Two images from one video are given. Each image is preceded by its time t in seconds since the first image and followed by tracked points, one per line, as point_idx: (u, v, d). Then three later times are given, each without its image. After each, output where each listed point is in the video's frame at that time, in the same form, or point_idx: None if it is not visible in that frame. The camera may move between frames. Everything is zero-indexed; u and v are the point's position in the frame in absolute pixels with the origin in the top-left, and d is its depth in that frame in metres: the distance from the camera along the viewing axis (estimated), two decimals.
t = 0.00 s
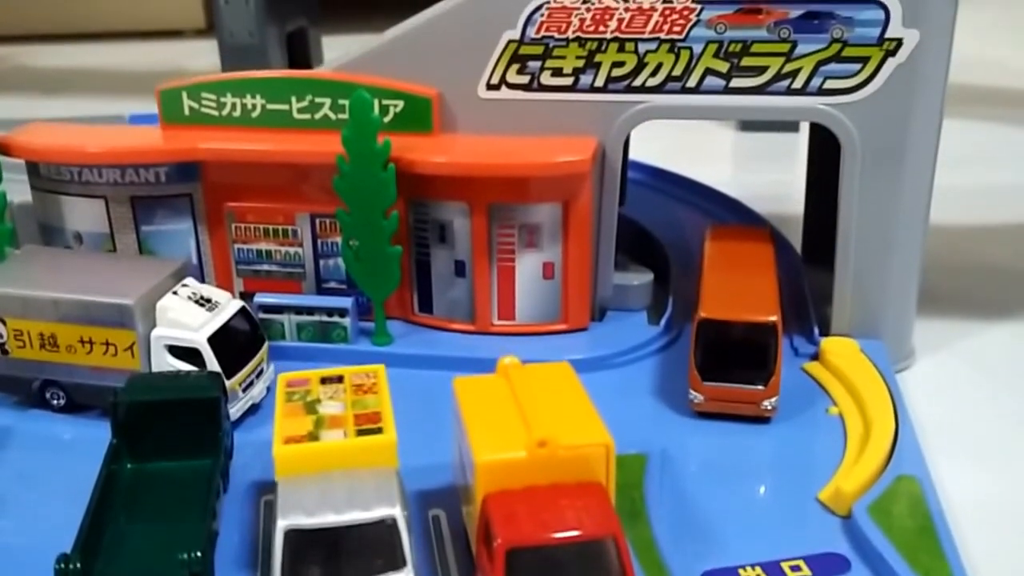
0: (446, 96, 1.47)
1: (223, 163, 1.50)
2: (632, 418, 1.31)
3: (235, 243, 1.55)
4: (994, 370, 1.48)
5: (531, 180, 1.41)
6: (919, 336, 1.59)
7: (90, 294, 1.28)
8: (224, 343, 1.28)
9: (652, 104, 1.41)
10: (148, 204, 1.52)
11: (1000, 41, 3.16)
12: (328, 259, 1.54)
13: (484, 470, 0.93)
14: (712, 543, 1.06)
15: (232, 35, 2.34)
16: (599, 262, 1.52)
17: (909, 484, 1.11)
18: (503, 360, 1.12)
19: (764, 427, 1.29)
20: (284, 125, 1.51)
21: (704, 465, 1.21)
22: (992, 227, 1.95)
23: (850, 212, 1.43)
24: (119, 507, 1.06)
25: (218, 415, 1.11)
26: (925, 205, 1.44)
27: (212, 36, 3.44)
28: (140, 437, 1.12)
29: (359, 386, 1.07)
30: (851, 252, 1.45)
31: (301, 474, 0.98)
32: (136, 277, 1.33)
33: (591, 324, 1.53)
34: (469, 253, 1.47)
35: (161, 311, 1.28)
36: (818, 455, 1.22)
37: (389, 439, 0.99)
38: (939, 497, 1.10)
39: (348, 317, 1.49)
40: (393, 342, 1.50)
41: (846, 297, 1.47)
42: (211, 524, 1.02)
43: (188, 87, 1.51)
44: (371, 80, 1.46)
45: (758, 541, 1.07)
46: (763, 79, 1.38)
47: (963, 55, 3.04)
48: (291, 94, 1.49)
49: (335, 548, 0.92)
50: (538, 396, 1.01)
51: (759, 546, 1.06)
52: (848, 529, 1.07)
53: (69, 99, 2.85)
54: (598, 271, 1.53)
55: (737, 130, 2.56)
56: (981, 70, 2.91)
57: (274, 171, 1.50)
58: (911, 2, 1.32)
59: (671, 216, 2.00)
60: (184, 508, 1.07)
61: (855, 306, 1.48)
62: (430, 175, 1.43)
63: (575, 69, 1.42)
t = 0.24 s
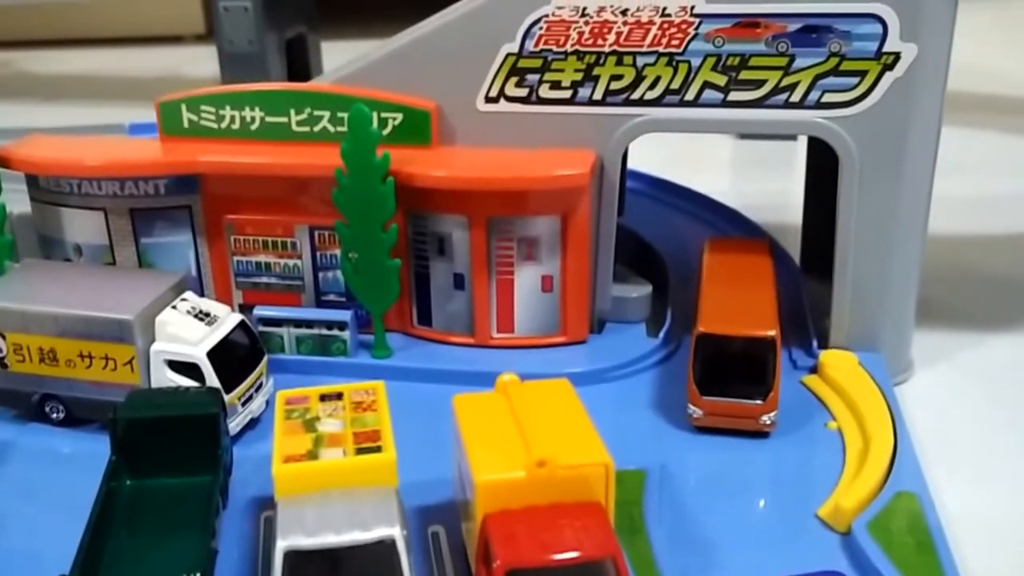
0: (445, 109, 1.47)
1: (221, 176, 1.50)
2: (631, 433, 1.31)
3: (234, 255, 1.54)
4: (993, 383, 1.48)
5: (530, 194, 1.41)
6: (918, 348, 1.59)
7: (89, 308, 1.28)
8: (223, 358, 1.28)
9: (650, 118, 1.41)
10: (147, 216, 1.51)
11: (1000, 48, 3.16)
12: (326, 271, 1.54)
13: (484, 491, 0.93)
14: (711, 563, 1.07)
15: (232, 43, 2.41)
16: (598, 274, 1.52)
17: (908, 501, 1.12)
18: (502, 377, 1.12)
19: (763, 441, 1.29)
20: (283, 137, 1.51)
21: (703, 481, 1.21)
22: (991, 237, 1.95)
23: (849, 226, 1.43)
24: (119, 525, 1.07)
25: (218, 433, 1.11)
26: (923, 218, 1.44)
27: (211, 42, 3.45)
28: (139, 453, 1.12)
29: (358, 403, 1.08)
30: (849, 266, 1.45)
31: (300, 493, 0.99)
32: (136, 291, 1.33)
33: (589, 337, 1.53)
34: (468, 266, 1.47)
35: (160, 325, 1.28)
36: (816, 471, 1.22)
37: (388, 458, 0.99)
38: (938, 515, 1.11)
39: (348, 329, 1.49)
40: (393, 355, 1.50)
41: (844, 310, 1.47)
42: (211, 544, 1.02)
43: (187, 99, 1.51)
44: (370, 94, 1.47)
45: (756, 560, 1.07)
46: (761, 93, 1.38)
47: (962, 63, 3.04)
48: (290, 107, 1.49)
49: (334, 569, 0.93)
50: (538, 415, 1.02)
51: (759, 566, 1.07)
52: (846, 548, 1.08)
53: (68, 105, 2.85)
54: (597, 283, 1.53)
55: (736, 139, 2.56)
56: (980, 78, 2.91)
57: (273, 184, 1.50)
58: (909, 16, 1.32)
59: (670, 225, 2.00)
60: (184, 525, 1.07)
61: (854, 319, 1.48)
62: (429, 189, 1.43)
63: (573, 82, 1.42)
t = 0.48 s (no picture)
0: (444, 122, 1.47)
1: (220, 189, 1.50)
2: (630, 447, 1.32)
3: (233, 267, 1.54)
4: (993, 395, 1.48)
5: (529, 207, 1.41)
6: (917, 359, 1.59)
7: (88, 324, 1.28)
8: (222, 372, 1.28)
9: (648, 131, 1.41)
10: (145, 228, 1.51)
11: (999, 53, 3.16)
12: (325, 284, 1.53)
13: (484, 513, 0.94)
14: None
15: (230, 49, 2.41)
16: (596, 286, 1.52)
17: (908, 517, 1.14)
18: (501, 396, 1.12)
19: (762, 455, 1.29)
20: (282, 150, 1.51)
21: (702, 497, 1.21)
22: (991, 245, 1.95)
23: (847, 238, 1.43)
24: (119, 543, 1.07)
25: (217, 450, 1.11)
26: (922, 230, 1.44)
27: (209, 46, 3.44)
28: (139, 471, 1.12)
29: (358, 422, 1.08)
30: (847, 278, 1.45)
31: (298, 515, 0.99)
32: (136, 305, 1.34)
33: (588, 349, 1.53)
34: (466, 278, 1.47)
35: (159, 340, 1.28)
36: (814, 487, 1.23)
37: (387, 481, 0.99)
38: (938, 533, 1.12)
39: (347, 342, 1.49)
40: (392, 367, 1.50)
41: (842, 322, 1.47)
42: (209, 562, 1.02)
43: (186, 112, 1.51)
44: (368, 107, 1.47)
45: None
46: (760, 106, 1.38)
47: (960, 69, 3.04)
48: (289, 120, 1.49)
49: None
50: (539, 437, 1.02)
51: None
52: (847, 566, 1.10)
53: (67, 110, 2.85)
54: (595, 295, 1.53)
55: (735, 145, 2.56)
56: (979, 85, 2.91)
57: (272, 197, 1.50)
58: (908, 30, 1.32)
59: (669, 234, 2.00)
60: (184, 543, 1.07)
61: (852, 331, 1.48)
62: (428, 202, 1.43)
63: (572, 95, 1.42)
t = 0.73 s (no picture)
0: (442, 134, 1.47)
1: (218, 202, 1.50)
2: (629, 460, 1.32)
3: (231, 279, 1.54)
4: (991, 405, 1.48)
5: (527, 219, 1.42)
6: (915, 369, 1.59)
7: (86, 338, 1.28)
8: (220, 386, 1.28)
9: (646, 143, 1.41)
10: (144, 240, 1.51)
11: (997, 58, 3.16)
12: (323, 295, 1.53)
13: (484, 535, 0.94)
14: None
15: (227, 55, 2.40)
16: (594, 297, 1.52)
17: (907, 532, 1.15)
18: (499, 414, 1.12)
19: (759, 469, 1.29)
20: (279, 162, 1.51)
21: (700, 511, 1.22)
22: (988, 253, 1.95)
23: (845, 251, 1.43)
24: (118, 562, 1.07)
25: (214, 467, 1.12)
26: (919, 242, 1.44)
27: (207, 49, 3.44)
28: (138, 489, 1.12)
29: (356, 439, 1.09)
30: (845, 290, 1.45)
31: (297, 536, 0.99)
32: (134, 318, 1.33)
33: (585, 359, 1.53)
34: (464, 290, 1.47)
35: (157, 354, 1.28)
36: (811, 501, 1.23)
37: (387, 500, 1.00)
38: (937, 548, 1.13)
39: (345, 354, 1.49)
40: (390, 379, 1.50)
41: (839, 334, 1.47)
42: None
43: (183, 124, 1.51)
44: (366, 119, 1.47)
45: None
46: (758, 119, 1.38)
47: (957, 73, 3.04)
48: (287, 132, 1.49)
49: None
50: (540, 458, 1.02)
51: None
52: None
53: (65, 116, 2.85)
54: (593, 306, 1.53)
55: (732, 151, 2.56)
56: (976, 89, 2.91)
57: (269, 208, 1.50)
58: (906, 42, 1.32)
59: (667, 242, 2.00)
60: (183, 560, 1.08)
61: (850, 343, 1.48)
62: (426, 215, 1.43)
63: (570, 107, 1.42)
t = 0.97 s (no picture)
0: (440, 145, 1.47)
1: (215, 213, 1.50)
2: (626, 471, 1.32)
3: (229, 290, 1.54)
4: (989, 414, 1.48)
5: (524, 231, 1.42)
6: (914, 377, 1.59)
7: (83, 352, 1.28)
8: (218, 399, 1.28)
9: (644, 155, 1.42)
10: (141, 252, 1.51)
11: (996, 60, 3.17)
12: (321, 306, 1.53)
13: (480, 555, 0.94)
14: None
15: (226, 58, 2.41)
16: (592, 308, 1.52)
17: (904, 545, 1.15)
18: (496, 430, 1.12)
19: (756, 480, 1.29)
20: (277, 173, 1.51)
21: (697, 522, 1.22)
22: (987, 258, 1.95)
23: (842, 262, 1.43)
24: None
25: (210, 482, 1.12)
26: (916, 253, 1.45)
27: (207, 52, 3.44)
28: (133, 505, 1.13)
29: (353, 456, 1.10)
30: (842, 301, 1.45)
31: (293, 556, 1.00)
32: (132, 331, 1.34)
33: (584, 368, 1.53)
34: (462, 301, 1.47)
35: (154, 367, 1.28)
36: (808, 512, 1.23)
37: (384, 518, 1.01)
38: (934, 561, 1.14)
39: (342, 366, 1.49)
40: (388, 389, 1.50)
41: (837, 345, 1.48)
42: None
43: (181, 135, 1.51)
44: (363, 130, 1.47)
45: None
46: (755, 131, 1.38)
47: (957, 75, 3.04)
48: (285, 143, 1.49)
49: None
50: (537, 475, 1.03)
51: None
52: None
53: (65, 119, 2.85)
54: (591, 316, 1.53)
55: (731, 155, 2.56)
56: (975, 92, 2.91)
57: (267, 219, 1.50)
58: (904, 54, 1.32)
59: (665, 248, 2.00)
60: None
61: (847, 353, 1.48)
62: (424, 227, 1.43)
63: (567, 119, 1.42)
